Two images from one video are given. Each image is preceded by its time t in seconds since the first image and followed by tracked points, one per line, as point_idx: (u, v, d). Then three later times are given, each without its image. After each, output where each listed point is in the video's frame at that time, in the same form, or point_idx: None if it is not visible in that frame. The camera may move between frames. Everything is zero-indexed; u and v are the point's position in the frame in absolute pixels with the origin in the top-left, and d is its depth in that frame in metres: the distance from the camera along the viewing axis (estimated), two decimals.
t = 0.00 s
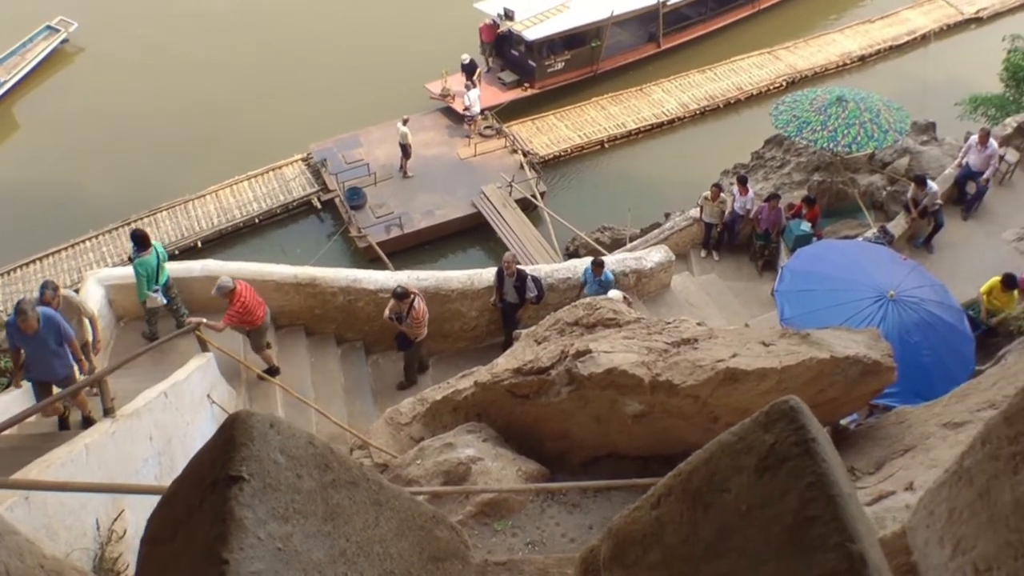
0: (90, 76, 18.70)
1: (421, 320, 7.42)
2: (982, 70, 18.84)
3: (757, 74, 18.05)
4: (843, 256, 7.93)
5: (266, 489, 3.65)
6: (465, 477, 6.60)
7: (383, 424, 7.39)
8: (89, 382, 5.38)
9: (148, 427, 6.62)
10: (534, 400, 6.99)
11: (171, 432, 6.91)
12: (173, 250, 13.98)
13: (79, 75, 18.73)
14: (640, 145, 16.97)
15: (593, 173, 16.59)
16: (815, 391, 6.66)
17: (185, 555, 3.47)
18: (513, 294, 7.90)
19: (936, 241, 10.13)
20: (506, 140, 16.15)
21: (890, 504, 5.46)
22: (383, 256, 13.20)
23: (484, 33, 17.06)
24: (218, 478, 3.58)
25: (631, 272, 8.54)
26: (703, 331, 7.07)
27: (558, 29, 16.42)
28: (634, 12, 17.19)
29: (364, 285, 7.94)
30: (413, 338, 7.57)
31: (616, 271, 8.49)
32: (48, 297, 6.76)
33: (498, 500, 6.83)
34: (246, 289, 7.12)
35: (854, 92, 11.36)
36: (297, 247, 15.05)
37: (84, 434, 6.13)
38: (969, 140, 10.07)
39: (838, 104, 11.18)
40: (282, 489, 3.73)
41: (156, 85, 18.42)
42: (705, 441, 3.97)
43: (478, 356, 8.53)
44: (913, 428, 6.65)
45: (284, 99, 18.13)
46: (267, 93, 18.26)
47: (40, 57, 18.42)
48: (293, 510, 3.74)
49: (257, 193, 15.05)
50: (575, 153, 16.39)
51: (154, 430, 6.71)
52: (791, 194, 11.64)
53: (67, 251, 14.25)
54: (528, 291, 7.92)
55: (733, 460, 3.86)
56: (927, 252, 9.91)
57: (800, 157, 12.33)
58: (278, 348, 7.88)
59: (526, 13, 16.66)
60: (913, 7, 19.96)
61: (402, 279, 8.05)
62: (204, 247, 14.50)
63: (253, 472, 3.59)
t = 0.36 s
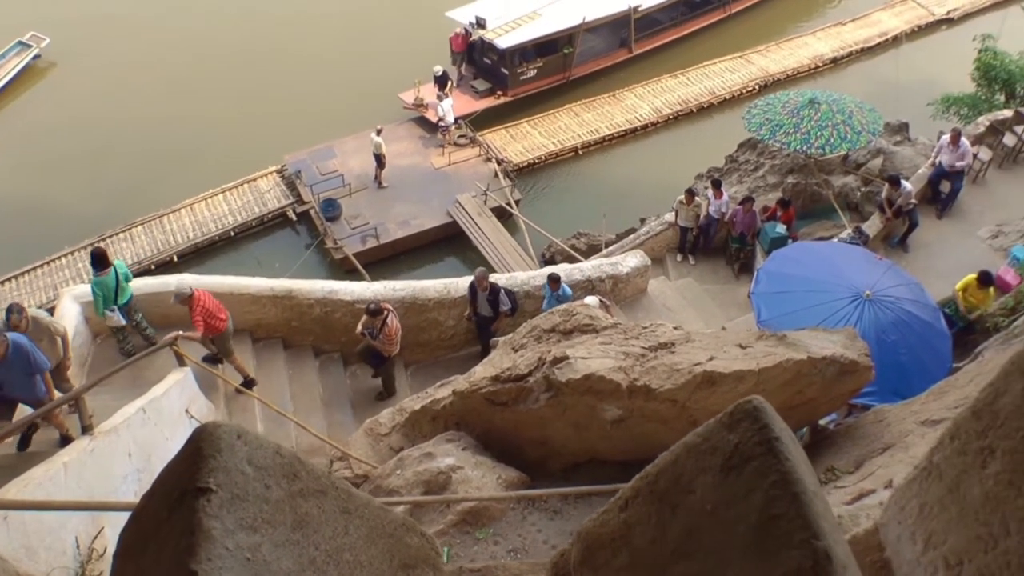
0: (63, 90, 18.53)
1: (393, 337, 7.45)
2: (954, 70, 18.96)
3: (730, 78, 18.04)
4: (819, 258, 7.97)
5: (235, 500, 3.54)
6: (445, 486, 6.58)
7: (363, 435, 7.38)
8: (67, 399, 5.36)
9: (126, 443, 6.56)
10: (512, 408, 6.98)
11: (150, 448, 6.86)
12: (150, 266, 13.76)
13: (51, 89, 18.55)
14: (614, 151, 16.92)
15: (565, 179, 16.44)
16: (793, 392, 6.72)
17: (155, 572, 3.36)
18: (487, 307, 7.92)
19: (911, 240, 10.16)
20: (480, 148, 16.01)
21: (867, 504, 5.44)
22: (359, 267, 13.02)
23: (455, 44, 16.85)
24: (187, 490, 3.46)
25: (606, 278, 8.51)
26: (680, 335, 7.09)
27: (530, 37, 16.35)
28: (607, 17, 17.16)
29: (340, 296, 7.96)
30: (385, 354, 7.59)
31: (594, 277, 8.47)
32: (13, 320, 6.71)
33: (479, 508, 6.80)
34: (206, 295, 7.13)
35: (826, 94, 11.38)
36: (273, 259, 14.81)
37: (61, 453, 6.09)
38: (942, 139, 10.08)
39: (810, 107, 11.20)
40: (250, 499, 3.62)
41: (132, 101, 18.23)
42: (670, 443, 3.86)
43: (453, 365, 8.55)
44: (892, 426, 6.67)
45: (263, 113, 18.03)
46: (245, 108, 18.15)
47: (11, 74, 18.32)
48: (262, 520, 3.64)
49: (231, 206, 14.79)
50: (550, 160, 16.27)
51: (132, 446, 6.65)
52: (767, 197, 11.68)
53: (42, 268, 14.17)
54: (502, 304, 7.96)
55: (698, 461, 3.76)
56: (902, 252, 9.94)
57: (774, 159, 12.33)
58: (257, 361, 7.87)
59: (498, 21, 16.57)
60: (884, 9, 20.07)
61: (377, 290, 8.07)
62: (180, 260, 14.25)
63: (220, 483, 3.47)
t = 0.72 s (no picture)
0: (42, 108, 18.43)
1: (371, 354, 7.44)
2: (931, 74, 19.09)
3: (707, 86, 18.06)
4: (798, 264, 8.01)
5: (209, 519, 3.40)
6: (429, 499, 6.56)
7: (346, 450, 7.35)
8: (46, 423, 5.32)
9: (109, 463, 6.49)
10: (495, 420, 6.96)
11: (133, 467, 6.78)
12: (132, 285, 13.63)
13: (30, 108, 18.45)
14: (593, 161, 16.90)
15: (545, 190, 16.42)
16: (776, 398, 6.74)
17: None
18: (464, 324, 7.95)
19: (890, 244, 10.17)
20: (460, 161, 15.95)
21: (847, 510, 5.43)
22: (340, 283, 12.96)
23: (432, 59, 16.79)
24: (160, 509, 3.32)
25: (586, 288, 8.52)
26: (661, 344, 7.10)
27: (506, 49, 16.31)
28: (583, 28, 17.00)
29: (323, 311, 7.97)
30: (364, 372, 7.57)
31: (574, 287, 8.47)
32: None
33: (464, 520, 6.77)
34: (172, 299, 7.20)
35: (803, 101, 11.40)
36: (253, 275, 14.71)
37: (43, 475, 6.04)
38: (920, 142, 10.14)
39: (787, 114, 11.22)
40: (224, 517, 3.48)
41: (114, 121, 18.15)
42: (642, 453, 3.80)
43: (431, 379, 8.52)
44: (875, 431, 6.69)
45: (246, 131, 18.01)
46: (227, 126, 18.12)
47: None
48: (236, 538, 3.50)
49: (211, 222, 14.68)
50: (529, 171, 16.21)
51: (115, 466, 6.58)
52: (745, 204, 11.69)
53: (22, 288, 14.12)
54: (479, 320, 7.99)
55: (669, 470, 3.69)
56: (882, 256, 9.97)
57: (752, 166, 12.33)
58: (239, 378, 7.85)
59: (474, 34, 16.49)
60: (859, 15, 20.19)
61: (357, 304, 8.07)
62: (160, 279, 14.12)
63: (193, 502, 3.34)
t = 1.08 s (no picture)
0: (24, 121, 18.34)
1: (344, 365, 7.37)
2: (910, 75, 19.17)
3: (687, 90, 18.07)
4: (780, 266, 8.03)
5: (180, 532, 3.36)
6: (414, 507, 6.54)
7: (331, 459, 7.35)
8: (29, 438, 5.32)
9: (92, 477, 6.46)
10: (478, 427, 6.95)
11: (117, 480, 6.75)
12: (113, 298, 13.47)
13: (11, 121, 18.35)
14: (573, 167, 16.88)
15: (527, 197, 16.39)
16: (759, 400, 6.76)
17: None
18: (433, 336, 7.67)
19: (871, 245, 10.18)
20: (440, 168, 15.87)
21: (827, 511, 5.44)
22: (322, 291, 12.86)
23: (410, 68, 16.78)
24: (133, 524, 3.27)
25: (567, 294, 8.52)
26: (644, 348, 7.11)
27: (487, 56, 16.18)
28: (563, 34, 16.94)
29: (305, 322, 7.94)
30: (339, 382, 7.49)
31: (557, 293, 8.48)
32: None
33: (450, 528, 6.74)
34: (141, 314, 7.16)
35: (783, 104, 11.38)
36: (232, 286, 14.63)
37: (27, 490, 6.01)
38: (901, 141, 10.14)
39: (767, 117, 11.19)
40: (196, 530, 3.45)
41: (98, 135, 18.08)
42: (614, 459, 3.78)
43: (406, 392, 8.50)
44: (860, 430, 6.70)
45: (231, 145, 18.03)
46: (212, 138, 18.09)
47: None
48: (208, 551, 3.45)
49: (193, 233, 14.56)
50: (509, 178, 16.17)
51: (99, 480, 6.56)
52: (725, 208, 11.70)
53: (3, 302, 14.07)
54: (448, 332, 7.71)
55: (641, 475, 3.67)
56: (863, 257, 9.99)
57: (733, 169, 12.35)
58: (222, 389, 7.85)
59: (453, 41, 16.40)
60: (838, 18, 20.29)
61: (339, 313, 8.04)
62: (142, 291, 13.98)
63: (166, 516, 3.31)
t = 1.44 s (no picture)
0: None
1: (300, 378, 7.40)
2: (876, 73, 19.32)
3: (656, 92, 18.12)
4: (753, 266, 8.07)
5: (143, 551, 2.98)
6: (394, 517, 6.53)
7: (309, 471, 7.34)
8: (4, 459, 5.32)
9: (70, 497, 6.42)
10: (455, 435, 6.95)
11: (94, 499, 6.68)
12: (88, 315, 13.29)
13: None
14: (544, 173, 16.86)
15: (500, 204, 16.35)
16: (734, 400, 6.77)
17: None
18: (395, 347, 7.67)
19: (844, 242, 10.21)
20: (411, 176, 15.88)
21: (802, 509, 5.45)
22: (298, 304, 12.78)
23: (375, 82, 16.30)
24: (94, 543, 2.93)
25: (541, 300, 8.51)
26: (618, 351, 7.14)
27: (455, 63, 16.16)
28: (530, 39, 16.96)
29: (279, 333, 7.87)
30: (297, 396, 7.53)
31: (530, 299, 8.48)
32: None
33: (428, 537, 6.62)
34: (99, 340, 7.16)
35: (752, 105, 11.32)
36: (204, 299, 14.47)
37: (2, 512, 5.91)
38: (872, 139, 10.20)
39: (736, 118, 11.15)
40: (159, 548, 3.07)
41: (65, 144, 17.61)
42: (575, 464, 3.72)
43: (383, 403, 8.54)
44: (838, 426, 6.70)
45: (204, 153, 17.71)
46: (184, 146, 17.75)
47: None
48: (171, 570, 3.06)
49: (166, 248, 14.41)
50: (481, 185, 16.12)
51: (76, 500, 6.50)
52: (697, 209, 11.68)
53: None
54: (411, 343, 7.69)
55: (601, 480, 3.59)
56: (836, 254, 10.01)
57: (702, 170, 12.32)
58: (198, 405, 7.84)
59: (422, 49, 16.36)
60: (805, 18, 20.43)
61: (313, 324, 8.00)
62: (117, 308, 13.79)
63: (128, 532, 2.94)
